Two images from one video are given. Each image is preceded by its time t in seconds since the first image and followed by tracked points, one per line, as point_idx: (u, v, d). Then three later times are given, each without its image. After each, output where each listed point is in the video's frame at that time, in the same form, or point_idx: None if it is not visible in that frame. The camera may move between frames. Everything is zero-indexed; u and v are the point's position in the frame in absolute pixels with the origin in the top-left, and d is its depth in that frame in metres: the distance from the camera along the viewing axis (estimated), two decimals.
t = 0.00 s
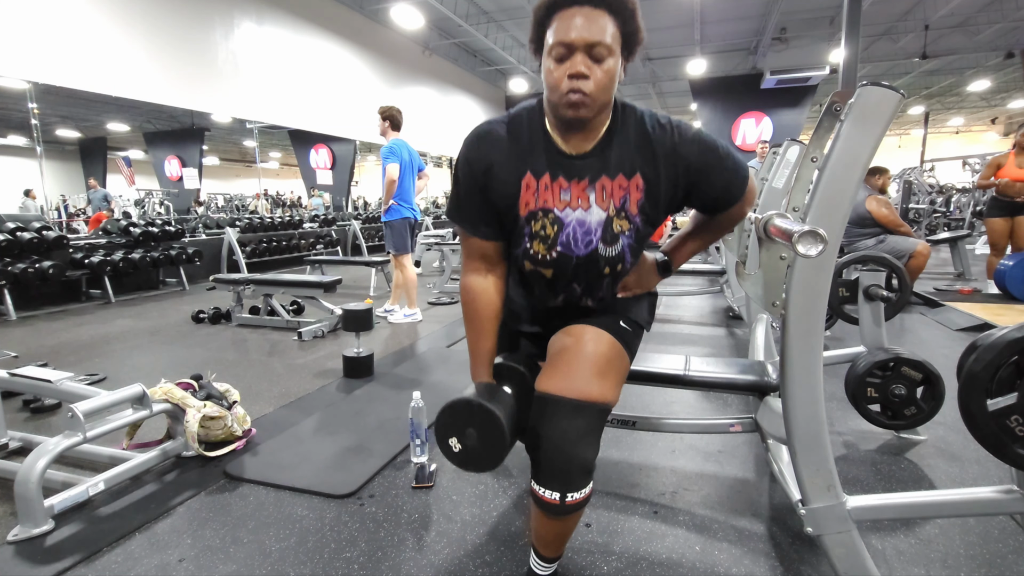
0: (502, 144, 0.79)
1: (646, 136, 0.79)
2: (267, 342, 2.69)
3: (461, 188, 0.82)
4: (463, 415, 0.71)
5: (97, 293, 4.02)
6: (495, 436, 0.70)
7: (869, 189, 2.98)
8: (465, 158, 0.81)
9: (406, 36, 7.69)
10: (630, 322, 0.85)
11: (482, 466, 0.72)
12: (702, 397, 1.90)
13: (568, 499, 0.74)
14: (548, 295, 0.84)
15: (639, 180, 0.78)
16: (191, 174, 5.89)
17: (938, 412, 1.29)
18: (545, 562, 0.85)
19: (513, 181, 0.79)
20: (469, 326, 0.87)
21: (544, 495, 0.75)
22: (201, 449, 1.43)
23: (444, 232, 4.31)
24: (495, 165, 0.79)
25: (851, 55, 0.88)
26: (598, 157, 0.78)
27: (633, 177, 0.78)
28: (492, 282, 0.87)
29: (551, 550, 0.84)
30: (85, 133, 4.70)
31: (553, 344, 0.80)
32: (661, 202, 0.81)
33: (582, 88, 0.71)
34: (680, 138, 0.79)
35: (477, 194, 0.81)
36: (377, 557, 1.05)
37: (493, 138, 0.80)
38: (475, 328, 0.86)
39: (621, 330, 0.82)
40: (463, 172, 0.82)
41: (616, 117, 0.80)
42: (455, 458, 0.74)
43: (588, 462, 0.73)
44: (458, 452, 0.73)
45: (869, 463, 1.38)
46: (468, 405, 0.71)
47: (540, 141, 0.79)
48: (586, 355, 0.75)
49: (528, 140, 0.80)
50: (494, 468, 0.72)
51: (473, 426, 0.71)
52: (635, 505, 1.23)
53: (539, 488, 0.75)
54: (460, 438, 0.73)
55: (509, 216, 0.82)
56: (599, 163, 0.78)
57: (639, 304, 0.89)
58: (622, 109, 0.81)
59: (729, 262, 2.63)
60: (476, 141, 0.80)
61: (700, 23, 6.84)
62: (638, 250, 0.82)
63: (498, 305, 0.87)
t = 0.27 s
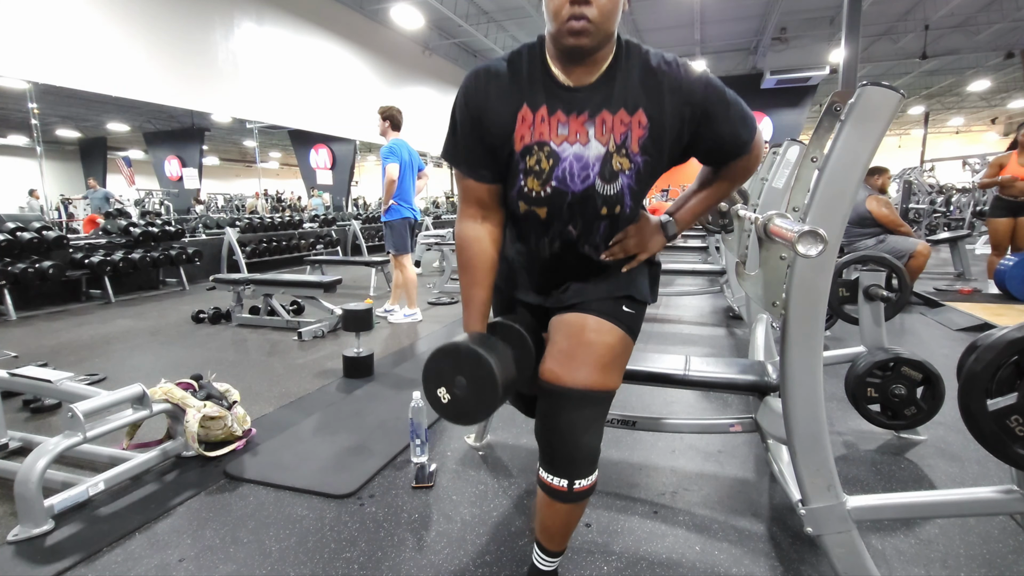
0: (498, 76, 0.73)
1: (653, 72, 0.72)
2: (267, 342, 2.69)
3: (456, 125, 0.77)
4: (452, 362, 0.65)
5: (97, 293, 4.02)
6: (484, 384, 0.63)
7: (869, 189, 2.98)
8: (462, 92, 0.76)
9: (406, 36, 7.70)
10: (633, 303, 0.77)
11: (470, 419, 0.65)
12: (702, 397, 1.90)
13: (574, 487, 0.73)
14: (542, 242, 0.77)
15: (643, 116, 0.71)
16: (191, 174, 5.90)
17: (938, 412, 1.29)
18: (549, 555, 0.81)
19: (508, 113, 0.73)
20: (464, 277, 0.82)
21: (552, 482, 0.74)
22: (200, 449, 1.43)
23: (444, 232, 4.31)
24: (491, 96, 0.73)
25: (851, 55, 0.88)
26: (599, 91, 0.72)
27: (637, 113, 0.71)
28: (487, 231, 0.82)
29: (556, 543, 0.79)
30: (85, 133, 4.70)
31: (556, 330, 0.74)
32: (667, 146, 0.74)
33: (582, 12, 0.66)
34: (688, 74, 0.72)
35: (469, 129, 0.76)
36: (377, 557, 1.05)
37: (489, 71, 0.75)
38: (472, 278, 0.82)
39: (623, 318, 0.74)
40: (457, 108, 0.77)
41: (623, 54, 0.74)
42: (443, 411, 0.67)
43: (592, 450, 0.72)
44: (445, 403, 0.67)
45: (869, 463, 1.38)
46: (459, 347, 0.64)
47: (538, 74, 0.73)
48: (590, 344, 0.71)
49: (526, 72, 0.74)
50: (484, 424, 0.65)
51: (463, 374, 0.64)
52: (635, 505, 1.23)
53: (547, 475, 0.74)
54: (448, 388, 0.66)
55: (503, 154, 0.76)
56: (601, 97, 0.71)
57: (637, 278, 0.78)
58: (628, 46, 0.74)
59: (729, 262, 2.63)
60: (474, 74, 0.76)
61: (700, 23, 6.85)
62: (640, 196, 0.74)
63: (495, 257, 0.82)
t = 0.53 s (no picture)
0: (498, 42, 0.72)
1: (659, 41, 0.70)
2: (267, 342, 2.69)
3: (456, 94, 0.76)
4: (445, 341, 0.64)
5: (97, 294, 4.02)
6: (478, 362, 0.62)
7: (869, 189, 2.98)
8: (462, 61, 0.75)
9: (406, 36, 7.70)
10: (638, 299, 0.76)
11: (462, 400, 0.64)
12: (702, 397, 1.90)
13: (583, 480, 0.74)
14: (542, 217, 0.76)
15: (648, 86, 0.69)
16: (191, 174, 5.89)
17: (938, 413, 1.29)
18: (552, 551, 0.81)
19: (509, 81, 0.71)
20: (462, 253, 0.83)
21: (561, 476, 0.75)
22: (200, 449, 1.43)
23: (444, 232, 4.32)
24: (491, 64, 0.72)
25: (851, 54, 0.88)
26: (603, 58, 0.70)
27: (642, 82, 0.69)
28: (486, 208, 0.82)
29: (561, 538, 0.79)
30: (85, 133, 4.70)
31: (559, 325, 0.74)
32: (673, 117, 0.72)
33: None
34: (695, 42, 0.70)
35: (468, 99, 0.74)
36: (377, 557, 1.05)
37: (490, 38, 0.73)
38: (467, 253, 0.82)
39: (628, 314, 0.74)
40: (458, 77, 0.75)
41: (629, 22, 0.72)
42: (435, 392, 0.67)
43: (599, 442, 0.73)
44: (438, 384, 0.66)
45: (869, 463, 1.38)
46: (451, 327, 0.64)
47: (541, 40, 0.72)
48: (594, 340, 0.72)
49: (528, 39, 0.72)
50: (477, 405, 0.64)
51: (456, 354, 0.64)
52: (635, 505, 1.23)
53: (555, 469, 0.75)
54: (441, 368, 0.65)
55: (503, 125, 0.74)
56: (605, 64, 0.69)
57: (643, 263, 0.78)
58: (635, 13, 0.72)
59: (729, 262, 2.63)
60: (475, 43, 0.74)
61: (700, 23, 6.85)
62: (645, 169, 0.73)
63: (493, 235, 0.83)
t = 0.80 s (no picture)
0: (503, 93, 0.73)
1: (661, 90, 0.73)
2: (266, 342, 2.69)
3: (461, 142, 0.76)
4: (450, 387, 0.67)
5: (97, 293, 4.02)
6: (480, 407, 0.65)
7: (869, 189, 2.97)
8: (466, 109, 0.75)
9: (406, 36, 7.70)
10: (631, 317, 0.77)
11: (468, 443, 0.67)
12: (702, 397, 1.90)
13: (566, 503, 0.72)
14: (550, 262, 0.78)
15: (651, 136, 0.72)
16: (191, 174, 5.89)
17: (938, 412, 1.29)
18: (545, 562, 0.81)
19: (515, 132, 0.72)
20: (465, 292, 0.83)
21: (545, 498, 0.73)
22: (200, 449, 1.43)
23: (445, 232, 4.31)
24: (497, 115, 0.73)
25: (851, 55, 0.88)
26: (606, 109, 0.72)
27: (645, 132, 0.71)
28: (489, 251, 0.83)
29: (552, 550, 0.79)
30: (85, 133, 4.70)
31: (551, 339, 0.74)
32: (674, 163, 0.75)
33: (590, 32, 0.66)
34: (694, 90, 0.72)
35: (475, 147, 0.75)
36: (378, 557, 1.05)
37: (493, 86, 0.74)
38: (472, 294, 0.82)
39: (620, 329, 0.74)
40: (462, 126, 0.76)
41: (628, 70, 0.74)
42: (441, 434, 0.69)
43: (588, 464, 0.71)
44: (443, 427, 0.69)
45: (869, 464, 1.38)
46: (455, 375, 0.66)
47: (545, 90, 0.73)
48: (584, 354, 0.71)
49: (532, 89, 0.73)
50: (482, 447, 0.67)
51: (461, 400, 0.66)
52: (635, 505, 1.23)
53: (540, 491, 0.73)
54: (446, 413, 0.68)
55: (509, 174, 0.76)
56: (609, 115, 0.72)
57: (639, 291, 0.80)
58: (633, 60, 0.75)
59: (729, 262, 2.63)
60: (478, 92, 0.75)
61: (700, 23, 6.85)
62: (648, 214, 0.75)
63: (496, 275, 0.83)
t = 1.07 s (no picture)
0: (500, 173, 0.78)
1: (649, 158, 0.80)
2: (266, 342, 2.68)
3: (461, 221, 0.81)
4: (459, 452, 0.72)
5: (97, 294, 4.02)
6: (490, 468, 0.71)
7: (869, 189, 2.97)
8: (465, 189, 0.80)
9: (406, 36, 7.70)
10: (631, 339, 0.88)
11: (481, 500, 0.73)
12: (702, 397, 1.90)
13: (560, 516, 0.75)
14: (553, 321, 0.85)
15: (644, 203, 0.79)
16: (191, 174, 5.89)
17: (938, 412, 1.29)
18: (542, 567, 0.89)
19: (515, 212, 0.78)
20: (469, 355, 0.87)
21: (538, 511, 0.76)
22: (200, 449, 1.43)
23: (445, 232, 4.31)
24: (496, 196, 0.78)
25: (851, 55, 0.88)
26: (600, 183, 0.78)
27: (638, 200, 0.79)
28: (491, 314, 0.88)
29: (548, 558, 0.87)
30: (85, 133, 4.70)
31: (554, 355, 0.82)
32: (665, 225, 0.82)
33: (581, 113, 0.71)
34: (679, 158, 0.80)
35: (476, 225, 0.81)
36: (377, 557, 1.05)
37: (490, 167, 0.79)
38: (478, 355, 0.86)
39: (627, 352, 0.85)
40: (462, 205, 0.81)
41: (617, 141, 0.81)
42: (452, 492, 0.75)
43: (584, 479, 0.73)
44: (455, 486, 0.74)
45: (869, 463, 1.38)
46: (461, 440, 0.71)
47: (539, 168, 0.79)
48: (585, 365, 0.78)
49: (527, 169, 0.78)
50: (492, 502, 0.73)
51: (472, 462, 0.71)
52: (635, 505, 1.23)
53: (533, 504, 0.76)
54: (456, 472, 0.74)
55: (510, 247, 0.81)
56: (602, 189, 0.78)
57: (646, 325, 0.92)
58: (620, 131, 0.82)
59: (729, 262, 2.63)
60: (475, 172, 0.79)
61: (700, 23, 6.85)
62: (643, 274, 0.83)
63: (499, 334, 0.87)
